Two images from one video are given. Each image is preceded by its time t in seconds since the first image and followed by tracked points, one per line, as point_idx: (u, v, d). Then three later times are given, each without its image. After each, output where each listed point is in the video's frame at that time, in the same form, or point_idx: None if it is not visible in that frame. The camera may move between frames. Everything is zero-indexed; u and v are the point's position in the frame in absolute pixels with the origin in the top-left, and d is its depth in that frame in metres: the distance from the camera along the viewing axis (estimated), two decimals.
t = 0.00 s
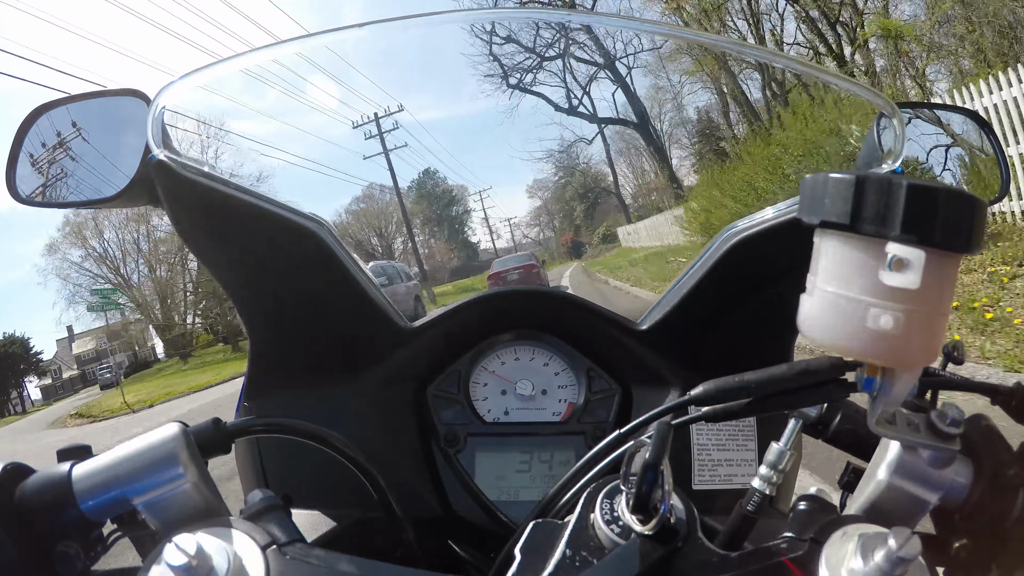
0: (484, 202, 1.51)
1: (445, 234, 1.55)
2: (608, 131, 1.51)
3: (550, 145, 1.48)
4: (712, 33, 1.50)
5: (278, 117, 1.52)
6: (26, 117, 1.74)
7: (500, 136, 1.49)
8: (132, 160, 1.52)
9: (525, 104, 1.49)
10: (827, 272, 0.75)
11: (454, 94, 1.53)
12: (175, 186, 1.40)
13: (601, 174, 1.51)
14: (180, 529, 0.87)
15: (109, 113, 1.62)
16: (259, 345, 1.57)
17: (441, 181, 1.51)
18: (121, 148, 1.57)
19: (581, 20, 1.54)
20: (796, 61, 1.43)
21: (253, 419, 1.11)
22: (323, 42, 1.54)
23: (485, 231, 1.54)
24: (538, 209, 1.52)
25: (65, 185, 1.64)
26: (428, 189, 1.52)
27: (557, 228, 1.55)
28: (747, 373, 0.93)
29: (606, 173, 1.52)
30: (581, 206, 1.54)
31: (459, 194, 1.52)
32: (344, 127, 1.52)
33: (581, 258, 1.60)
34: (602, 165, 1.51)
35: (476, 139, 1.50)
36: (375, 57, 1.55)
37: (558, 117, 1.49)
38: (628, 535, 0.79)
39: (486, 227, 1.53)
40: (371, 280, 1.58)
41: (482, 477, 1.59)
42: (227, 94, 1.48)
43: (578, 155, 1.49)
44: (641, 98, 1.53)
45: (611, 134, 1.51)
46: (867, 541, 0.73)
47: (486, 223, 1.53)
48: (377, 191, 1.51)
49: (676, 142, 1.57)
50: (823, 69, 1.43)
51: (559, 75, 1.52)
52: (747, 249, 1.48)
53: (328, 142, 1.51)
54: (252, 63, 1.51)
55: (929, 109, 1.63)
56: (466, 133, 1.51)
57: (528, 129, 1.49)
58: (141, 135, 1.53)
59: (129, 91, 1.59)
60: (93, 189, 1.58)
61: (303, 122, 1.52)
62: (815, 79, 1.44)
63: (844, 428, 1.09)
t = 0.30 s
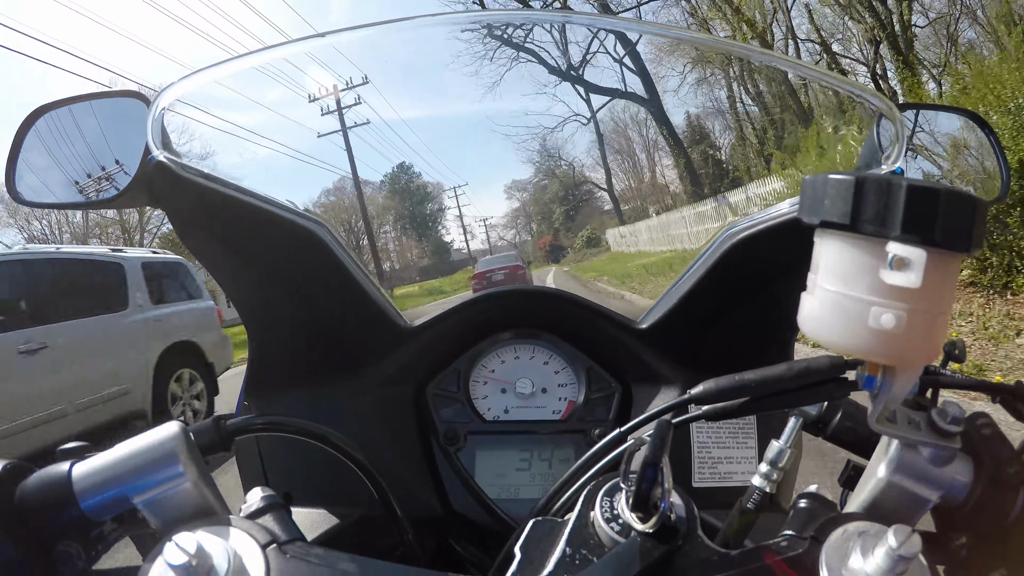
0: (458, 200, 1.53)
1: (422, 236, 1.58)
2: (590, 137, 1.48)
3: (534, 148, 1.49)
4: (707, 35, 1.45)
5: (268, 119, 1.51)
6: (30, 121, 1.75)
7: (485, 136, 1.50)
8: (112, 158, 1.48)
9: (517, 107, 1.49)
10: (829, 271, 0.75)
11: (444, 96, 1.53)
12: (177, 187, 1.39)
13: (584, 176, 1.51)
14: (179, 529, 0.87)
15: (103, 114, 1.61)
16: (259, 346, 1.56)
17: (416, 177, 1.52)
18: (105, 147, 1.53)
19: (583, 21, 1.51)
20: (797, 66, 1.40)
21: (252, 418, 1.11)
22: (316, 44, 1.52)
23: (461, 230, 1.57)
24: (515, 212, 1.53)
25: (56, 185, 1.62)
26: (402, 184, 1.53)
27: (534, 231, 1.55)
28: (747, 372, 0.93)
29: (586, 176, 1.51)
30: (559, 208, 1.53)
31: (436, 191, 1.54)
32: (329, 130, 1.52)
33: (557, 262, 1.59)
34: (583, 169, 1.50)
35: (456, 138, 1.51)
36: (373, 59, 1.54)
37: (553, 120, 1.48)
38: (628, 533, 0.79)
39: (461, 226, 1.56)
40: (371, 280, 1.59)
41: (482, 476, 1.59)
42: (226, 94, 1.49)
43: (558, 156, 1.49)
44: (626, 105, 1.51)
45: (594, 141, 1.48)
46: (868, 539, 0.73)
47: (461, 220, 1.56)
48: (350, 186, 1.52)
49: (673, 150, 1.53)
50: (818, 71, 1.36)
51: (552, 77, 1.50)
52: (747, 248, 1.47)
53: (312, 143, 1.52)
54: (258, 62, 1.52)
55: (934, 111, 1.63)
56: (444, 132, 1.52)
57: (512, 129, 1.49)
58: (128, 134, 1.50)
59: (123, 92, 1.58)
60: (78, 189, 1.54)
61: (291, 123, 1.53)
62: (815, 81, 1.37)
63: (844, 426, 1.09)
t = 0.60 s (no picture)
0: (446, 203, 1.64)
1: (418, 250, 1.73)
2: (586, 134, 1.57)
3: (526, 147, 1.57)
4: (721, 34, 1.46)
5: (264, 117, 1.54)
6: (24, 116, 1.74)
7: (480, 135, 1.57)
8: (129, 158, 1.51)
9: (516, 109, 1.55)
10: (825, 271, 0.75)
11: (440, 96, 1.60)
12: (177, 186, 1.37)
13: (580, 174, 1.60)
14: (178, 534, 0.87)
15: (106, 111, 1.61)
16: (258, 344, 1.56)
17: (400, 174, 1.63)
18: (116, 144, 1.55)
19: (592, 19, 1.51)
20: (817, 69, 1.39)
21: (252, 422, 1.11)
22: (319, 41, 1.50)
23: (444, 229, 1.69)
24: (501, 213, 1.63)
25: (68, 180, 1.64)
26: (384, 175, 1.63)
27: (519, 234, 1.65)
28: (744, 374, 0.94)
29: (582, 174, 1.60)
30: (545, 210, 1.62)
31: (419, 185, 1.65)
32: (325, 131, 1.59)
33: (542, 268, 1.66)
34: (581, 167, 1.59)
35: (450, 137, 1.60)
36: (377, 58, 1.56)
37: (548, 120, 1.56)
38: (625, 536, 0.79)
39: (444, 224, 1.68)
40: (371, 281, 1.59)
41: (481, 478, 1.59)
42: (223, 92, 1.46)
43: (550, 158, 1.58)
44: (622, 104, 1.57)
45: (588, 136, 1.57)
46: (866, 541, 0.73)
47: (446, 224, 1.68)
48: (331, 170, 1.59)
49: (668, 152, 1.61)
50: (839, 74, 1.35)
51: (553, 78, 1.56)
52: (743, 249, 1.48)
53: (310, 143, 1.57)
54: (248, 62, 1.48)
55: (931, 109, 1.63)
56: (436, 134, 1.60)
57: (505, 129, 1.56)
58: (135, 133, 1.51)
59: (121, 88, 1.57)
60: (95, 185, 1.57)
61: (288, 122, 1.57)
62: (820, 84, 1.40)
63: (841, 427, 1.09)
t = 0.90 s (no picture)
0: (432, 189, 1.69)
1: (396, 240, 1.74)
2: (586, 138, 1.59)
3: (522, 144, 1.59)
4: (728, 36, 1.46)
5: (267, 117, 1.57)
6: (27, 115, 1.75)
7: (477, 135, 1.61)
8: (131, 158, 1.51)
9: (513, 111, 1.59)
10: (824, 272, 0.74)
11: (436, 86, 1.64)
12: (177, 188, 1.35)
13: (570, 177, 1.62)
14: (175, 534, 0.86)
15: (105, 110, 1.61)
16: (258, 343, 1.56)
17: (388, 158, 1.67)
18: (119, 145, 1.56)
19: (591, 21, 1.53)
20: (806, 68, 1.44)
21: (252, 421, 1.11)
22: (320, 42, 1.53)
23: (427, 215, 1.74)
24: (488, 207, 1.66)
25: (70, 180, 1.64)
26: (369, 156, 1.66)
27: (506, 231, 1.70)
28: (744, 372, 0.93)
29: (576, 178, 1.62)
30: (537, 212, 1.64)
31: (406, 169, 1.69)
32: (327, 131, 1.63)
33: (528, 267, 1.70)
34: (570, 170, 1.61)
35: (445, 127, 1.64)
36: (381, 59, 1.59)
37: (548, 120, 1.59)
38: (624, 532, 0.79)
39: (428, 214, 1.73)
40: (372, 284, 1.59)
41: (481, 476, 1.57)
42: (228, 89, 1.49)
43: (545, 156, 1.60)
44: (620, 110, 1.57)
45: (588, 135, 1.58)
46: (865, 537, 0.73)
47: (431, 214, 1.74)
48: (314, 148, 1.61)
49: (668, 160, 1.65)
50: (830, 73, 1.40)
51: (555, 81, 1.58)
52: (744, 250, 1.49)
53: (304, 125, 1.62)
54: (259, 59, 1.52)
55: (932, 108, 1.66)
56: (433, 125, 1.65)
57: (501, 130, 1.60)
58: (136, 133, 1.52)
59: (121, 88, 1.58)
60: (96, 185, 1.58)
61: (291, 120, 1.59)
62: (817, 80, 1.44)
63: (840, 425, 1.09)
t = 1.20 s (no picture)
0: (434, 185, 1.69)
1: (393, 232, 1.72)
2: (592, 138, 1.59)
3: (529, 141, 1.59)
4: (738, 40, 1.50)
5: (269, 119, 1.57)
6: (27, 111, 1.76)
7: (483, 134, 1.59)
8: (129, 160, 1.52)
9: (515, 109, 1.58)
10: (820, 268, 0.74)
11: (441, 80, 1.62)
12: (176, 186, 1.34)
13: (579, 176, 1.63)
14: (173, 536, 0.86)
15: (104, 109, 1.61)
16: (258, 342, 1.55)
17: (388, 147, 1.66)
18: (117, 147, 1.57)
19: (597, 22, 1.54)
20: (814, 72, 1.43)
21: (252, 422, 1.11)
22: (329, 40, 1.54)
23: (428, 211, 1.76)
24: (492, 205, 1.68)
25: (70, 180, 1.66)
26: (369, 143, 1.65)
27: (508, 231, 1.73)
28: (741, 370, 0.93)
29: (584, 179, 1.63)
30: (541, 210, 1.67)
31: (407, 159, 1.68)
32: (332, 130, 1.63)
33: (530, 268, 1.72)
34: (580, 170, 1.62)
35: (450, 123, 1.62)
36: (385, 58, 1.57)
37: (553, 121, 1.58)
38: (623, 533, 0.79)
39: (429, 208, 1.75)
40: (372, 283, 1.59)
41: (481, 476, 1.56)
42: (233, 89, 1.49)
43: (553, 154, 1.61)
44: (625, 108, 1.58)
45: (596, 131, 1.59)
46: (863, 535, 0.73)
47: (433, 210, 1.76)
48: (314, 132, 1.62)
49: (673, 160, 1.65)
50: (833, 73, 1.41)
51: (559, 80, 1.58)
52: (742, 248, 1.49)
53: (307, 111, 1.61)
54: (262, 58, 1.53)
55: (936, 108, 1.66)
56: (439, 120, 1.64)
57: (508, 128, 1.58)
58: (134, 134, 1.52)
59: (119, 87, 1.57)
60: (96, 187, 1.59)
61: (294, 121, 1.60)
62: (817, 83, 1.45)
63: (836, 423, 1.10)
